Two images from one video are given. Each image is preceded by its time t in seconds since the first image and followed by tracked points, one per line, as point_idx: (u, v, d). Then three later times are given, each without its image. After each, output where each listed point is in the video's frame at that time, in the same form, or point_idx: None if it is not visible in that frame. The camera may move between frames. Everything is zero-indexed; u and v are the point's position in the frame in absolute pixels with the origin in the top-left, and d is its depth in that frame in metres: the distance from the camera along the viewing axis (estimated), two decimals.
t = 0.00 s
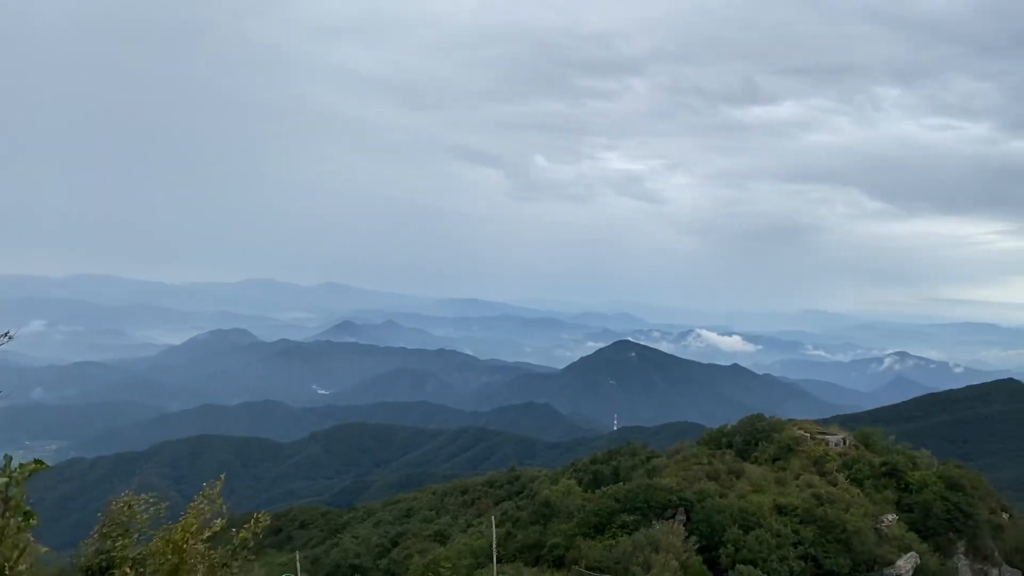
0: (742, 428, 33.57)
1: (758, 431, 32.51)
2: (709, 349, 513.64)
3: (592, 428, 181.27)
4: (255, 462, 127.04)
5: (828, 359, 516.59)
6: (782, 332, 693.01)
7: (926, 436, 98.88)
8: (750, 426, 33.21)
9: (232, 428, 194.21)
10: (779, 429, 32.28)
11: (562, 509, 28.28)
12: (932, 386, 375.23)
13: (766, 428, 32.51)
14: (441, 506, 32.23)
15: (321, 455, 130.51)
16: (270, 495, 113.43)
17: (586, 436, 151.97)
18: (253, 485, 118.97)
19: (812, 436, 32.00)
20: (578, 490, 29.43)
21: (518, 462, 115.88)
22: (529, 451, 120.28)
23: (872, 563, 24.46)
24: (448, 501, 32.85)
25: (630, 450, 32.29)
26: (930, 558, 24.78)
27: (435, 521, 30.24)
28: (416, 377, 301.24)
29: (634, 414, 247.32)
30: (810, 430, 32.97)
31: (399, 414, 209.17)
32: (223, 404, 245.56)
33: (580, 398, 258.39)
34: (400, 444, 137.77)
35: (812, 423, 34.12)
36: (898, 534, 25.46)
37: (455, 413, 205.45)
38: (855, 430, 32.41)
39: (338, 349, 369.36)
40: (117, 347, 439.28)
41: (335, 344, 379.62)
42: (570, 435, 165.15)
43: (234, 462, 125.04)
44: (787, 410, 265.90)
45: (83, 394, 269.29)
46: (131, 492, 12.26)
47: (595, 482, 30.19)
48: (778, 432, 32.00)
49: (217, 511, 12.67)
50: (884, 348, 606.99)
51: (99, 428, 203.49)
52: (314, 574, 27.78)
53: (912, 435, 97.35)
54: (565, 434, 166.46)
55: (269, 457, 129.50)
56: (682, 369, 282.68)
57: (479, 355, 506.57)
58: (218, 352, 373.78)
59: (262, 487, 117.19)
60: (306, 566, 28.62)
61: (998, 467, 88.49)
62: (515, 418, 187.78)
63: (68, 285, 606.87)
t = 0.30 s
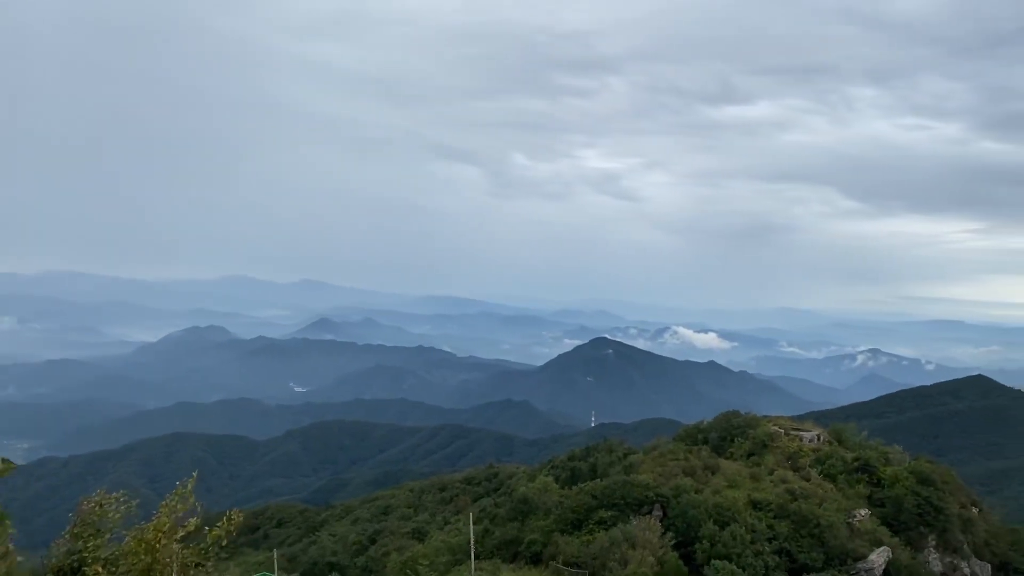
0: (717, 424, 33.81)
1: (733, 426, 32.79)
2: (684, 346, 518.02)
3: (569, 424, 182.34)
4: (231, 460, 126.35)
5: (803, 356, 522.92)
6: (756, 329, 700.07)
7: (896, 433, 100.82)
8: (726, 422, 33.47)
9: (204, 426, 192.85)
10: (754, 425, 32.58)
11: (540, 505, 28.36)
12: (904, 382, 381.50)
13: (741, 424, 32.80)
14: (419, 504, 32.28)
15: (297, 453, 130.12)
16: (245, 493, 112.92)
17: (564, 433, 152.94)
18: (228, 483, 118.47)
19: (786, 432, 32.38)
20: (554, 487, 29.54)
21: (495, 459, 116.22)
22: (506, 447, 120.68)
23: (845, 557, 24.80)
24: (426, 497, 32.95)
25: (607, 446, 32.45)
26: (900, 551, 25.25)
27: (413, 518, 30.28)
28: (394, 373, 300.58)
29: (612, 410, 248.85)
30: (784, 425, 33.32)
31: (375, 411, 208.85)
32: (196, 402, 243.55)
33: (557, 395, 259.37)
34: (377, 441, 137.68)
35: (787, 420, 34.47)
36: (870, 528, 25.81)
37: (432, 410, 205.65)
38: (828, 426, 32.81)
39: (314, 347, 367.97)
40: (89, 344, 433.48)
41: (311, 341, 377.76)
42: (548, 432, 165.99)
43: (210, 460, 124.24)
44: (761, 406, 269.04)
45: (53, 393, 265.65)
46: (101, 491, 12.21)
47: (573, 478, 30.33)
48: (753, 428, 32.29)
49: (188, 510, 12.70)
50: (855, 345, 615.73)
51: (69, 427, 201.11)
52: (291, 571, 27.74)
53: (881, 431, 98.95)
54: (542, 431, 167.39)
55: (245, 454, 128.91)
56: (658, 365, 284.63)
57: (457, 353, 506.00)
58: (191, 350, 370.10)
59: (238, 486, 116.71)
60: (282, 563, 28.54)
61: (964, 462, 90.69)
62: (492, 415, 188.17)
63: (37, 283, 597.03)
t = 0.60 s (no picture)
0: (696, 421, 33.88)
1: (712, 423, 32.87)
2: (664, 343, 520.92)
3: (549, 421, 182.87)
4: (209, 459, 125.41)
5: (781, 353, 527.83)
6: (734, 326, 706.30)
7: (871, 429, 102.19)
8: (704, 418, 33.56)
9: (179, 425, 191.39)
10: (732, 421, 32.70)
11: (518, 503, 28.31)
12: (881, 380, 386.27)
13: (720, 421, 32.87)
14: (396, 502, 32.12)
15: (276, 451, 129.40)
16: (222, 492, 112.14)
17: (542, 430, 153.55)
18: (205, 482, 117.68)
19: (764, 428, 32.52)
20: (534, 484, 29.49)
21: (474, 456, 116.30)
22: (486, 445, 120.71)
23: (822, 553, 24.95)
24: (405, 496, 32.79)
25: (587, 443, 32.41)
26: (876, 546, 25.46)
27: (391, 516, 30.17)
28: (373, 371, 299.85)
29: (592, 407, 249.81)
30: (762, 422, 33.49)
31: (354, 409, 208.20)
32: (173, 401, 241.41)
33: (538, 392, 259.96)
34: (356, 439, 137.32)
35: (765, 416, 34.60)
36: (846, 524, 25.98)
37: (412, 408, 205.34)
38: (805, 423, 33.00)
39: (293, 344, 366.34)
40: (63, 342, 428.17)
41: (290, 338, 375.97)
42: (527, 429, 166.51)
43: (187, 459, 123.30)
44: (740, 403, 271.47)
45: (27, 392, 262.19)
46: (72, 491, 12.00)
47: (551, 476, 30.35)
48: (732, 424, 32.41)
49: (163, 509, 12.51)
50: (832, 342, 622.39)
51: (42, 427, 198.49)
52: (268, 570, 27.55)
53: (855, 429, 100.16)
54: (522, 428, 167.74)
55: (222, 453, 128.05)
56: (638, 362, 286.13)
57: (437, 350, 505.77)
58: (168, 348, 366.68)
59: (215, 484, 115.96)
60: (259, 563, 28.35)
61: (938, 458, 92.77)
62: (470, 413, 188.38)
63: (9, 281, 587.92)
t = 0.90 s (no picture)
0: (675, 417, 34.11)
1: (691, 419, 33.11)
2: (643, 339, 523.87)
3: (528, 418, 183.47)
4: (187, 457, 124.45)
5: (759, 349, 533.18)
6: (712, 322, 712.25)
7: (849, 425, 103.85)
8: (683, 415, 33.77)
9: (155, 422, 189.56)
10: (711, 417, 32.95)
11: (499, 500, 28.37)
12: (857, 376, 391.55)
13: (698, 416, 33.14)
14: (377, 500, 32.08)
15: (255, 449, 128.68)
16: (200, 490, 111.37)
17: (524, 426, 154.31)
18: (183, 480, 116.99)
19: (743, 424, 32.78)
20: (514, 480, 29.59)
21: (454, 453, 116.51)
22: (466, 441, 120.85)
23: (800, 547, 25.21)
24: (385, 493, 32.69)
25: (567, 440, 32.51)
26: (853, 540, 25.76)
27: (372, 513, 30.12)
28: (352, 368, 298.77)
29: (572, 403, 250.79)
30: (740, 418, 33.70)
31: (334, 407, 207.52)
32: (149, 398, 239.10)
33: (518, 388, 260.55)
34: (336, 436, 136.95)
35: (744, 412, 34.85)
36: (823, 518, 26.24)
37: (392, 405, 205.08)
38: (783, 418, 33.27)
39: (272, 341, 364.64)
40: (37, 339, 422.23)
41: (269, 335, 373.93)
42: (507, 425, 167.20)
43: (165, 457, 122.36)
44: (718, 399, 274.03)
45: None
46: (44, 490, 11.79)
47: (532, 472, 30.43)
48: (710, 420, 32.68)
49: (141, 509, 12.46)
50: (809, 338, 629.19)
51: (15, 426, 195.79)
52: (248, 567, 27.43)
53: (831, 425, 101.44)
54: (502, 425, 168.18)
55: (200, 451, 127.12)
56: (618, 357, 287.81)
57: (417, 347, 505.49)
58: (145, 345, 362.85)
59: (193, 483, 115.11)
60: (238, 560, 28.20)
61: (914, 453, 95.02)
62: (450, 410, 188.62)
63: None
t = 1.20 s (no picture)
0: (656, 412, 34.24)
1: (672, 415, 33.26)
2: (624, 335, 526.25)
3: (510, 414, 184.08)
4: (166, 454, 123.74)
5: (740, 345, 537.59)
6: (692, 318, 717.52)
7: (828, 420, 105.02)
8: (664, 410, 33.96)
9: (134, 420, 188.36)
10: (691, 412, 33.16)
11: (481, 495, 28.41)
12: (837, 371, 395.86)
13: (679, 412, 33.30)
14: (358, 496, 32.07)
15: (236, 447, 128.18)
16: (181, 487, 110.78)
17: (506, 423, 154.92)
18: (164, 478, 116.33)
19: (723, 419, 33.02)
20: (496, 477, 29.63)
21: (437, 450, 116.70)
22: (449, 438, 121.01)
23: (778, 541, 25.49)
24: (366, 489, 32.71)
25: (548, 436, 32.61)
26: (832, 534, 26.03)
27: (353, 510, 30.11)
28: (334, 366, 297.78)
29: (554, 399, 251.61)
30: (720, 414, 33.92)
31: (316, 404, 206.91)
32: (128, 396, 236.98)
33: (501, 384, 260.99)
34: (318, 433, 136.69)
35: (723, 407, 35.09)
36: (802, 512, 26.47)
37: (374, 401, 204.84)
38: (763, 413, 33.54)
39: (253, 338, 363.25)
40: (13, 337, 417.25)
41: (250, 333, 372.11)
42: (490, 421, 167.91)
43: (144, 454, 121.68)
44: (699, 395, 276.09)
45: None
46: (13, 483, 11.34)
47: (513, 468, 30.54)
48: (691, 416, 32.83)
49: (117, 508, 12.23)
50: (789, 334, 635.33)
51: None
52: (228, 565, 27.34)
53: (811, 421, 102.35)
54: (484, 422, 168.67)
55: (180, 450, 126.46)
56: (601, 354, 289.24)
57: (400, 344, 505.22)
58: (124, 343, 359.82)
59: (173, 480, 114.50)
60: (219, 558, 28.11)
61: (892, 449, 96.44)
62: (433, 406, 188.78)
63: None
